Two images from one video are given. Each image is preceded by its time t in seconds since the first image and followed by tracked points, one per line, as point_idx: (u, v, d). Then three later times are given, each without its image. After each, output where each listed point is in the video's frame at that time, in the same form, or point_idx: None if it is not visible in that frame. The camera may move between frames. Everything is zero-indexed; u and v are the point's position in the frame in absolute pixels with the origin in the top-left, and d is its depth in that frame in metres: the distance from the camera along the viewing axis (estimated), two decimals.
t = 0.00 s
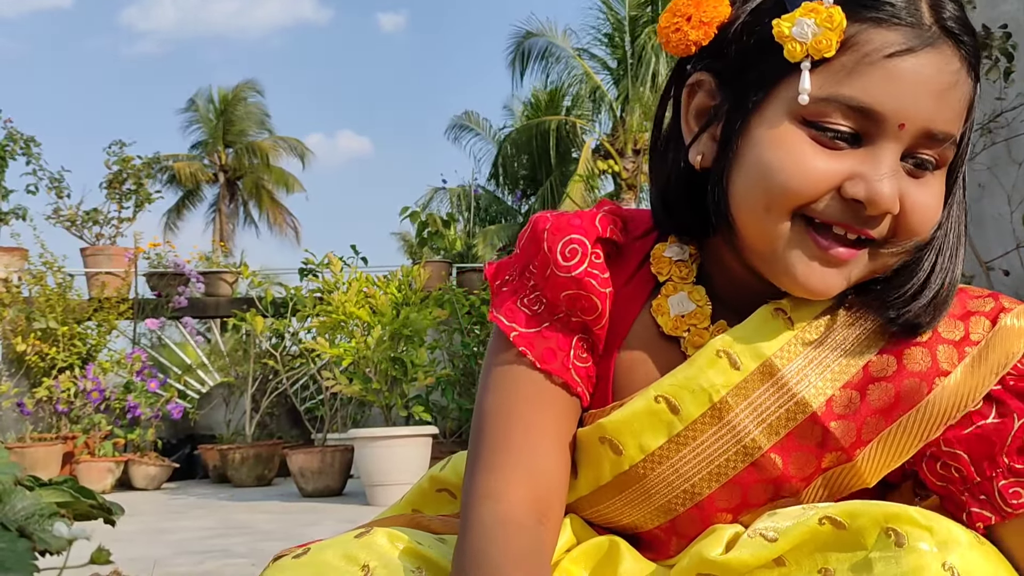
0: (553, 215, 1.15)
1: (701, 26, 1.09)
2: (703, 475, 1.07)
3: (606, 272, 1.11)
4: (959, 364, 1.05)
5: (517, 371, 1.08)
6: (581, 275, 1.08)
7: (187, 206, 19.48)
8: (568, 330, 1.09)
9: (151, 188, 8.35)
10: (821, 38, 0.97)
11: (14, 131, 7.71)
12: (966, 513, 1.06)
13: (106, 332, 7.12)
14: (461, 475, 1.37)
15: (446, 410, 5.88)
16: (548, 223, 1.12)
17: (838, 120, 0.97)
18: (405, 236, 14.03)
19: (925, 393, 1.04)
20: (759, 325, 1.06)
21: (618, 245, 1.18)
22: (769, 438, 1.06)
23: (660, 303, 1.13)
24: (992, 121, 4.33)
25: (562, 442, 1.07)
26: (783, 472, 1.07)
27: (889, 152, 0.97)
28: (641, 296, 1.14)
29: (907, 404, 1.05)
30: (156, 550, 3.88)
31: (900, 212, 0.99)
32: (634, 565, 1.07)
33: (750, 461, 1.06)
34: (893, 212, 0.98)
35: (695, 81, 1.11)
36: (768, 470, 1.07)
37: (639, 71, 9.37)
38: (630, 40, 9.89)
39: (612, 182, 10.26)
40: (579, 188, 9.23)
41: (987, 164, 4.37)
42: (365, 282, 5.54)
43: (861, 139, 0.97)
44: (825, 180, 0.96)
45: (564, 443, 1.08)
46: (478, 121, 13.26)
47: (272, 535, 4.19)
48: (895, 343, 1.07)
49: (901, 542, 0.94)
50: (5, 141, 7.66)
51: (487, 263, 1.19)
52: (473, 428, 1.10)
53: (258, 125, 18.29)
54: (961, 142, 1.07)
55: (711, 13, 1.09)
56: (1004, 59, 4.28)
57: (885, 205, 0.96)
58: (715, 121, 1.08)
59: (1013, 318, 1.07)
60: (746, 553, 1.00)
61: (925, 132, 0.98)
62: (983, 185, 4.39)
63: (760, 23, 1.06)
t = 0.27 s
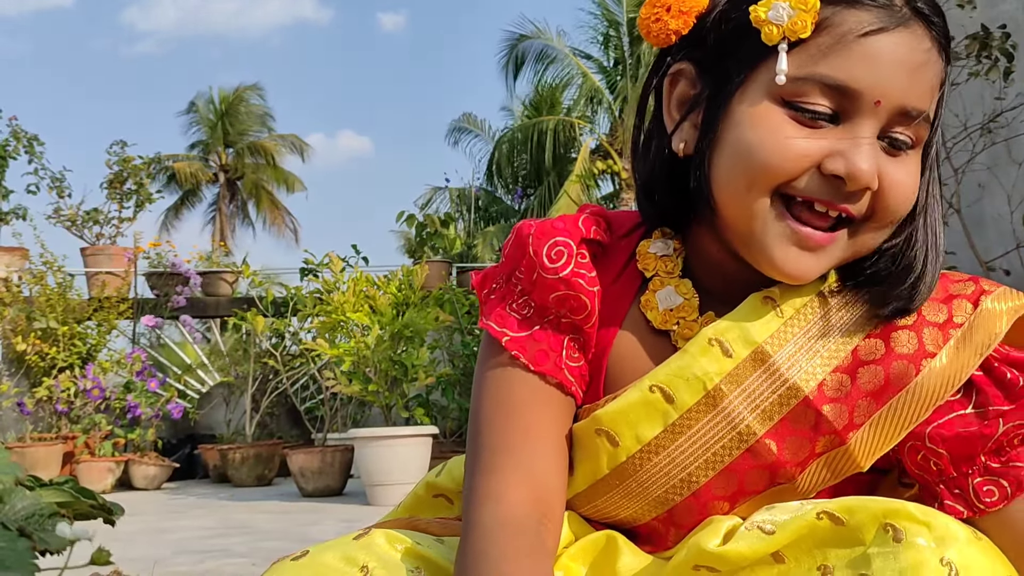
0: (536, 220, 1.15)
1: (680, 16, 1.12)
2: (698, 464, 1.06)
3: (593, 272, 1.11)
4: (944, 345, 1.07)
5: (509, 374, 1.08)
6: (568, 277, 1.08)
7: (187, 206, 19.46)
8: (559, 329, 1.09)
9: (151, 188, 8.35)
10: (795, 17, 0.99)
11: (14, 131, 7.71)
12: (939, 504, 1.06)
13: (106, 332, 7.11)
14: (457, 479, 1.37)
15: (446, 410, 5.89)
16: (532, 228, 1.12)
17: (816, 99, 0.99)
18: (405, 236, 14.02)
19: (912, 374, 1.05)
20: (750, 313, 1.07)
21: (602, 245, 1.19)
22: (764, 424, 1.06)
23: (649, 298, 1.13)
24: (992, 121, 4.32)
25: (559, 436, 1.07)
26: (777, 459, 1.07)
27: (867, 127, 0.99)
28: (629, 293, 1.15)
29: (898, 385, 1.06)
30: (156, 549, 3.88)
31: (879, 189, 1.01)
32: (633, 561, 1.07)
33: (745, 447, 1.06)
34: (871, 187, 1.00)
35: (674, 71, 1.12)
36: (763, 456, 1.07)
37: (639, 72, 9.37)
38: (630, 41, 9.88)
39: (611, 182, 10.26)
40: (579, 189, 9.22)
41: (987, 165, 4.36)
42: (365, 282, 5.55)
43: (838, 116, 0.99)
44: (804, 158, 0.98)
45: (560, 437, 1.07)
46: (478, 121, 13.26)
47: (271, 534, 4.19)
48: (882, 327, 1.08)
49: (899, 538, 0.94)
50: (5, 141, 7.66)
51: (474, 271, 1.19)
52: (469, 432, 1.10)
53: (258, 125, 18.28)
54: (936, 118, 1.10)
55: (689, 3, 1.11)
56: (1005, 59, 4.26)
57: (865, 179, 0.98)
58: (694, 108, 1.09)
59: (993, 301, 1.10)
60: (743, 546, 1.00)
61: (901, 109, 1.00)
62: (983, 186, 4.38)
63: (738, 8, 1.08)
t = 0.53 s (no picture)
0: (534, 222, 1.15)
1: (667, 23, 1.11)
2: (696, 469, 1.06)
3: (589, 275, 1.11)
4: (945, 350, 1.04)
5: (505, 376, 1.08)
6: (564, 278, 1.08)
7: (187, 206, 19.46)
8: (555, 331, 1.10)
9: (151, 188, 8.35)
10: (783, 20, 0.99)
11: (14, 131, 7.70)
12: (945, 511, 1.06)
13: (107, 332, 7.11)
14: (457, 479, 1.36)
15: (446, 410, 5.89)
16: (528, 231, 1.12)
17: (808, 101, 0.99)
18: (405, 236, 14.02)
19: (913, 380, 1.03)
20: (745, 319, 1.07)
21: (601, 248, 1.19)
22: (762, 431, 1.05)
23: (647, 303, 1.13)
24: (992, 121, 4.31)
25: (555, 440, 1.08)
26: (776, 466, 1.06)
27: (862, 126, 0.98)
28: (625, 297, 1.15)
29: (896, 393, 1.04)
30: (156, 549, 3.88)
31: (877, 188, 1.00)
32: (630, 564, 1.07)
33: (742, 454, 1.06)
34: (869, 187, 0.99)
35: (665, 78, 1.12)
36: (761, 462, 1.06)
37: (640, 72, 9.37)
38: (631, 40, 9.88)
39: (611, 182, 10.25)
40: (579, 188, 9.22)
41: (987, 164, 4.35)
42: (365, 282, 5.54)
43: (833, 117, 0.99)
44: (800, 162, 0.97)
45: (556, 442, 1.08)
46: (477, 121, 13.26)
47: (272, 534, 4.19)
48: (882, 331, 1.06)
49: (898, 540, 0.94)
50: (5, 141, 7.66)
51: (473, 272, 1.19)
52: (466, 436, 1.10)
53: (259, 125, 18.28)
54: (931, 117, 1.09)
55: (675, 9, 1.11)
56: (1005, 58, 4.24)
57: (862, 178, 0.97)
58: (686, 115, 1.09)
59: (996, 306, 1.07)
60: (742, 551, 1.00)
61: (894, 106, 1.00)
62: (983, 185, 4.38)
63: (725, 13, 1.08)
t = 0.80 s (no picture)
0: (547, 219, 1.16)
1: (665, 36, 1.10)
2: (697, 477, 1.05)
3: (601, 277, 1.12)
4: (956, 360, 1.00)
5: (512, 377, 1.09)
6: (574, 280, 1.09)
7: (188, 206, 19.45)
8: (565, 333, 1.10)
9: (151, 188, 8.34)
10: (786, 24, 0.98)
11: (14, 131, 7.69)
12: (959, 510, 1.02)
13: (107, 332, 7.10)
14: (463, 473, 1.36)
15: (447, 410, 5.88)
16: (542, 228, 1.13)
17: (818, 108, 0.97)
18: (406, 236, 14.01)
19: (921, 390, 1.00)
20: (749, 326, 1.05)
21: (615, 252, 1.18)
22: (763, 441, 1.04)
23: (657, 309, 1.12)
24: (994, 120, 4.28)
25: (553, 444, 1.07)
26: (777, 476, 1.05)
27: (875, 129, 0.97)
28: (634, 301, 1.15)
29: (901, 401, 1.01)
30: (156, 549, 3.87)
31: (894, 190, 0.99)
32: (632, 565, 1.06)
33: (744, 464, 1.05)
34: (886, 190, 0.98)
35: (668, 92, 1.11)
36: (762, 472, 1.05)
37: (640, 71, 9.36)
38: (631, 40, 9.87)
39: (611, 181, 10.24)
40: (579, 188, 9.21)
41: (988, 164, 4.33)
42: (365, 282, 5.53)
43: (842, 122, 0.98)
44: (812, 168, 0.96)
45: (555, 445, 1.07)
46: (477, 120, 13.25)
47: (272, 535, 4.18)
48: (887, 341, 1.04)
49: (901, 544, 0.93)
50: (5, 140, 7.65)
51: (488, 265, 1.20)
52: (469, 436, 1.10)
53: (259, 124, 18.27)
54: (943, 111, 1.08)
55: (673, 20, 1.10)
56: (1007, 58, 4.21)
57: (877, 183, 0.97)
58: (693, 128, 1.08)
59: (1012, 316, 1.02)
60: (745, 555, 0.99)
61: (906, 106, 0.98)
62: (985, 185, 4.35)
63: (724, 24, 1.06)
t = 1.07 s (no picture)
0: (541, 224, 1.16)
1: (653, 41, 1.10)
2: (694, 475, 1.06)
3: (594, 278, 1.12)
4: (950, 352, 1.01)
5: (509, 379, 1.09)
6: (569, 282, 1.09)
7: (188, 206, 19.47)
8: (561, 334, 1.11)
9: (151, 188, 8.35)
10: (770, 28, 0.98)
11: (15, 130, 7.70)
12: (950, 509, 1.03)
13: (107, 331, 7.11)
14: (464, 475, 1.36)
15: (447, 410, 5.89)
16: (536, 231, 1.13)
17: (805, 109, 0.98)
18: (405, 236, 14.03)
19: (915, 382, 1.01)
20: (743, 324, 1.06)
21: (610, 252, 1.18)
22: (758, 437, 1.05)
23: (653, 308, 1.13)
24: (993, 120, 4.30)
25: (552, 446, 1.07)
26: (774, 471, 1.06)
27: (862, 130, 0.98)
28: (629, 302, 1.16)
29: (895, 394, 1.02)
30: (156, 549, 3.88)
31: (882, 187, 1.00)
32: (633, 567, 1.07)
33: (741, 460, 1.05)
34: (874, 189, 0.99)
35: (657, 97, 1.11)
36: (758, 468, 1.06)
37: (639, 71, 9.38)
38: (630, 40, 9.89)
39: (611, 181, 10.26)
40: (579, 188, 9.23)
41: (987, 164, 4.35)
42: (365, 283, 5.54)
43: (831, 123, 0.98)
44: (801, 169, 0.97)
45: (555, 446, 1.08)
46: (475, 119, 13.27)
47: (272, 534, 4.19)
48: (883, 334, 1.04)
49: (902, 547, 0.94)
50: (5, 140, 7.65)
51: (485, 268, 1.20)
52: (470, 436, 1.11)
53: (260, 124, 18.29)
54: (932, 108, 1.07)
55: (659, 25, 1.10)
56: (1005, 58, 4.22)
57: (865, 181, 0.97)
58: (680, 132, 1.08)
59: (1007, 309, 1.03)
60: (745, 557, 1.00)
61: (892, 103, 0.99)
62: (983, 185, 4.38)
63: (709, 29, 1.07)
